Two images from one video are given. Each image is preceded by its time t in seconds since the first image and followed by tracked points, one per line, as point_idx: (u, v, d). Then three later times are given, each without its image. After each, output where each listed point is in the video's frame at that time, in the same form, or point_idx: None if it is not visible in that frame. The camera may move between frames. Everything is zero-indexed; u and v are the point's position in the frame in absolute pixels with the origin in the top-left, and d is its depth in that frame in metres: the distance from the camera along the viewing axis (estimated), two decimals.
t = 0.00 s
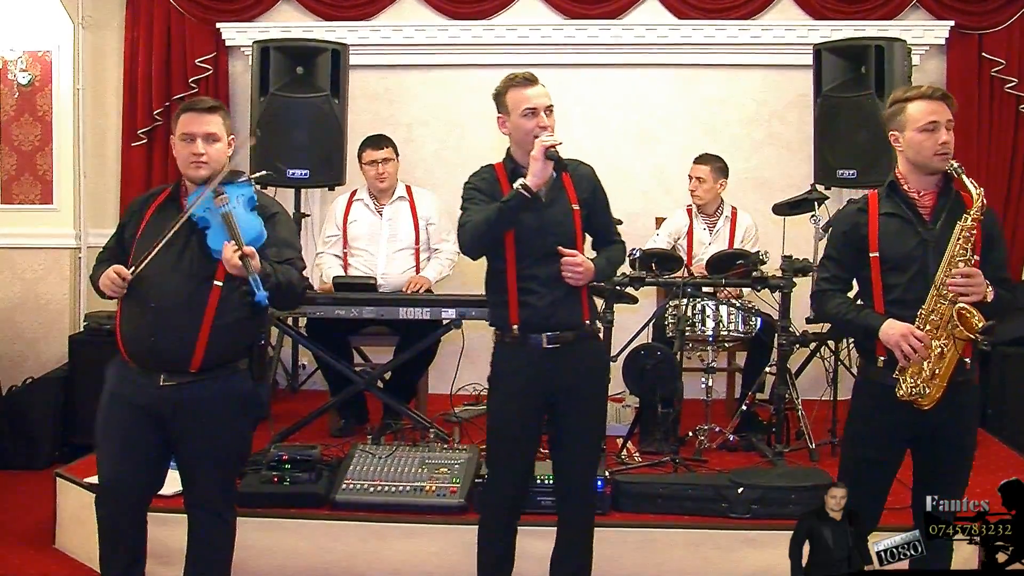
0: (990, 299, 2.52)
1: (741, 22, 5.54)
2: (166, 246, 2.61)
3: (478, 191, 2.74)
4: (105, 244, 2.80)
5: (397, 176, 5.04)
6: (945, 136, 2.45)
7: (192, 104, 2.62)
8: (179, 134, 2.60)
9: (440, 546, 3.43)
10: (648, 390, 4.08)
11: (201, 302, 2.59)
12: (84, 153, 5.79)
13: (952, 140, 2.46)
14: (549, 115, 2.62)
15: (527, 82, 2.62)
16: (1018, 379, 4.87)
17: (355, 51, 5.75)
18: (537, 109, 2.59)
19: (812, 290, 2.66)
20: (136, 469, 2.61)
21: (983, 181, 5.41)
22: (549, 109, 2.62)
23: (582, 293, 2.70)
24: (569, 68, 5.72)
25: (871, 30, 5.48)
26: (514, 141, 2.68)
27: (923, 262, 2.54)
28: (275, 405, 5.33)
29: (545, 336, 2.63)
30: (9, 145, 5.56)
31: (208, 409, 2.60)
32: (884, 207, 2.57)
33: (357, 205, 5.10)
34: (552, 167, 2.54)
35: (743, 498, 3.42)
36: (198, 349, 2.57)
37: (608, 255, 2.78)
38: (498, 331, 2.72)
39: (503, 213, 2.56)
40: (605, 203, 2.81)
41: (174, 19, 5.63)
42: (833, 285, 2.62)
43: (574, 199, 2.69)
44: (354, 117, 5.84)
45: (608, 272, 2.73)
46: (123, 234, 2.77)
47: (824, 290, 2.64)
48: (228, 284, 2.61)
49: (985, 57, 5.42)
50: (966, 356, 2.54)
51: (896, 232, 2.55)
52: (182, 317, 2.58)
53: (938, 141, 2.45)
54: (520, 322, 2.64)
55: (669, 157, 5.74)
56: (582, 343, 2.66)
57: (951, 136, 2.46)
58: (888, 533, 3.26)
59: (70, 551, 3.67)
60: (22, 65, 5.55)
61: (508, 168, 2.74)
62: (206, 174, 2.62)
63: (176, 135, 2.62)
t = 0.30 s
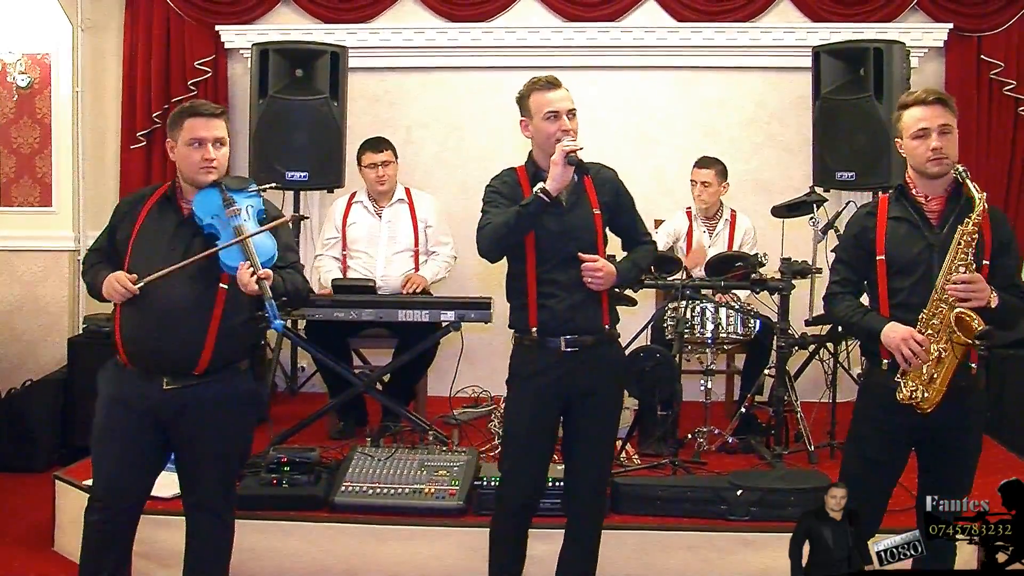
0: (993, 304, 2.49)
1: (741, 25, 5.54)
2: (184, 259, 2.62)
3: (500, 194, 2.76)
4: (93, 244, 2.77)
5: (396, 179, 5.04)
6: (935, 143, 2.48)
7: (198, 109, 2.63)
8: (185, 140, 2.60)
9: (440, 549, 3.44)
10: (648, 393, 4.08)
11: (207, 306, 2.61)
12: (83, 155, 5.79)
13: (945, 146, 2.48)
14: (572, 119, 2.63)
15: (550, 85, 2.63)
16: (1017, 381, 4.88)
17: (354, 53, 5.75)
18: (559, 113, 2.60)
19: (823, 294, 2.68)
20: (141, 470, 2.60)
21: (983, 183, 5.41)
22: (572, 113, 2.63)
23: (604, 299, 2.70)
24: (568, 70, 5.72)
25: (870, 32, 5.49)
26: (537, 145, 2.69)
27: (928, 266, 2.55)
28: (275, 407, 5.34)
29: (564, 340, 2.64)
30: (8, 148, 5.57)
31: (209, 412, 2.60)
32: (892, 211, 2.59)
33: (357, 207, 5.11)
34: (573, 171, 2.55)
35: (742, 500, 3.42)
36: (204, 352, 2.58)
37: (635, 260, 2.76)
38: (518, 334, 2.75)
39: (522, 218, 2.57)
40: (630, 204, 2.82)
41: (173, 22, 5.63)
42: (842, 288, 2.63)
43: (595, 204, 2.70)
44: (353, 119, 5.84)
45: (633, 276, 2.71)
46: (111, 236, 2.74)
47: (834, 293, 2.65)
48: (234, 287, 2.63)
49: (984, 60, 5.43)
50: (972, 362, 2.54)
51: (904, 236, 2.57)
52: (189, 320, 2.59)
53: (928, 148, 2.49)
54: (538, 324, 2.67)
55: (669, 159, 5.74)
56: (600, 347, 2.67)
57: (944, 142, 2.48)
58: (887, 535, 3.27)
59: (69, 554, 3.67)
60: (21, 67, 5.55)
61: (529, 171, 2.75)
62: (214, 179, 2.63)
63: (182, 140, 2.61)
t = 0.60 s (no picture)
0: (985, 306, 2.46)
1: (740, 26, 5.54)
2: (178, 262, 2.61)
3: (511, 196, 2.76)
4: (69, 246, 2.72)
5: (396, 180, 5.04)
6: (921, 145, 2.48)
7: (181, 111, 2.61)
8: (171, 142, 2.58)
9: (440, 550, 3.43)
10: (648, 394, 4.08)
11: (202, 305, 2.62)
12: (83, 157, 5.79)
13: (931, 148, 2.48)
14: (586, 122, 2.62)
15: (566, 88, 2.63)
16: (1017, 383, 4.87)
17: (353, 55, 5.75)
18: (571, 114, 2.59)
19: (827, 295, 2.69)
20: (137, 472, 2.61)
21: (982, 184, 5.41)
22: (586, 116, 2.61)
23: (609, 301, 2.69)
24: (568, 72, 5.72)
25: (870, 34, 5.49)
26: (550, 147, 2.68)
27: (926, 267, 2.54)
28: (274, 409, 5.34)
29: (568, 343, 2.64)
30: (8, 150, 5.58)
31: (206, 412, 2.61)
32: (893, 211, 2.60)
33: (356, 209, 5.11)
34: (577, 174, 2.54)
35: (742, 502, 3.41)
36: (201, 352, 2.59)
37: (642, 270, 2.75)
38: (525, 336, 2.75)
39: (524, 218, 2.57)
40: (642, 212, 2.79)
41: (173, 24, 5.63)
42: (845, 287, 2.65)
43: (607, 208, 2.70)
44: (353, 121, 5.85)
45: (638, 282, 2.69)
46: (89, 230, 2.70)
47: (838, 292, 2.67)
48: (228, 286, 2.65)
49: (983, 61, 5.42)
50: (969, 366, 2.51)
51: (903, 235, 2.57)
52: (184, 321, 2.59)
53: (915, 148, 2.51)
54: (542, 326, 2.66)
55: (668, 161, 5.74)
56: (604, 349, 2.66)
57: (931, 144, 2.48)
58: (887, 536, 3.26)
59: (68, 556, 3.67)
60: (21, 70, 5.57)
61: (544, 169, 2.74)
62: (202, 180, 2.64)
63: (167, 141, 2.59)
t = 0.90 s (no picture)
0: (971, 303, 2.46)
1: (740, 24, 5.54)
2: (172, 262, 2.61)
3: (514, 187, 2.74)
4: (47, 244, 2.67)
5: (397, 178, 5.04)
6: (911, 141, 2.48)
7: (163, 106, 2.62)
8: (155, 137, 2.58)
9: (440, 548, 3.43)
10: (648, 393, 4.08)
11: (193, 300, 2.63)
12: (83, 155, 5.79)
13: (921, 144, 2.47)
14: (587, 114, 2.58)
15: (575, 79, 2.61)
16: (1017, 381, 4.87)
17: (353, 53, 5.75)
18: (572, 105, 2.56)
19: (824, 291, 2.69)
20: (132, 469, 2.61)
21: (982, 182, 5.41)
22: (588, 107, 2.57)
23: (608, 299, 2.67)
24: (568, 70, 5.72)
25: (870, 32, 5.49)
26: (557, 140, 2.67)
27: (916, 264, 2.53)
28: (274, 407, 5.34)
29: (563, 339, 2.63)
30: (8, 147, 5.57)
31: (197, 409, 2.62)
32: (888, 208, 2.60)
33: (356, 206, 5.10)
34: (563, 161, 2.53)
35: (742, 500, 3.41)
36: (195, 347, 2.60)
37: (643, 270, 2.73)
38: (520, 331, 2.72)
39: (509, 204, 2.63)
40: (650, 213, 2.78)
41: (173, 21, 5.63)
42: (844, 284, 2.65)
43: (610, 206, 2.69)
44: (353, 119, 5.85)
45: (636, 281, 2.65)
46: (70, 227, 2.65)
47: (835, 289, 2.67)
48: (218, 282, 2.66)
49: (983, 59, 5.42)
50: (962, 362, 2.51)
51: (897, 232, 2.57)
52: (175, 317, 2.59)
53: (906, 144, 2.50)
54: (540, 322, 2.66)
55: (668, 159, 5.74)
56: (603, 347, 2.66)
57: (921, 140, 2.47)
58: (888, 534, 3.26)
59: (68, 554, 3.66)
60: (21, 68, 5.54)
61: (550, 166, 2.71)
62: (185, 174, 2.62)
63: (151, 137, 2.59)
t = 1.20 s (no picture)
0: (962, 300, 2.46)
1: (742, 22, 5.54)
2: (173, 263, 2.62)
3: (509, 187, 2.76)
4: (41, 241, 2.64)
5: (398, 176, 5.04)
6: (902, 137, 2.49)
7: (160, 105, 2.61)
8: (153, 136, 2.57)
9: (441, 547, 3.43)
10: (650, 391, 4.08)
11: (191, 299, 2.64)
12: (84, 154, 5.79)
13: (911, 141, 2.47)
14: (592, 118, 2.59)
15: (581, 83, 2.62)
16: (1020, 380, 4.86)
17: (355, 51, 5.75)
18: (575, 108, 2.58)
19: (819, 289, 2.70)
20: (129, 467, 2.62)
21: (982, 180, 5.41)
22: (592, 111, 2.58)
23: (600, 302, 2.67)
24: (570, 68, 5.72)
25: (872, 30, 5.48)
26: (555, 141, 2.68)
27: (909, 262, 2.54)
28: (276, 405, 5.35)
29: (556, 338, 2.65)
30: (10, 146, 5.60)
31: (198, 407, 2.63)
32: (882, 206, 2.60)
33: (358, 206, 5.10)
34: (550, 162, 2.54)
35: (744, 498, 3.43)
36: (195, 345, 2.62)
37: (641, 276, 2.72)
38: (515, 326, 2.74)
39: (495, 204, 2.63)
40: (651, 215, 2.77)
41: (174, 20, 5.63)
42: (838, 283, 2.65)
43: (608, 207, 2.68)
44: (354, 118, 5.85)
45: (632, 290, 2.66)
46: (65, 224, 2.64)
47: (830, 287, 2.67)
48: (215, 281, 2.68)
49: (986, 57, 5.41)
50: (955, 359, 2.53)
51: (889, 230, 2.58)
52: (173, 315, 2.60)
53: (897, 141, 2.50)
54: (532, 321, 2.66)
55: (670, 157, 5.74)
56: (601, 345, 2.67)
57: (912, 137, 2.47)
58: (890, 533, 3.26)
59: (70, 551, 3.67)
60: (23, 66, 5.57)
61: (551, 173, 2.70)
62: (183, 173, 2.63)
63: (149, 136, 2.58)
